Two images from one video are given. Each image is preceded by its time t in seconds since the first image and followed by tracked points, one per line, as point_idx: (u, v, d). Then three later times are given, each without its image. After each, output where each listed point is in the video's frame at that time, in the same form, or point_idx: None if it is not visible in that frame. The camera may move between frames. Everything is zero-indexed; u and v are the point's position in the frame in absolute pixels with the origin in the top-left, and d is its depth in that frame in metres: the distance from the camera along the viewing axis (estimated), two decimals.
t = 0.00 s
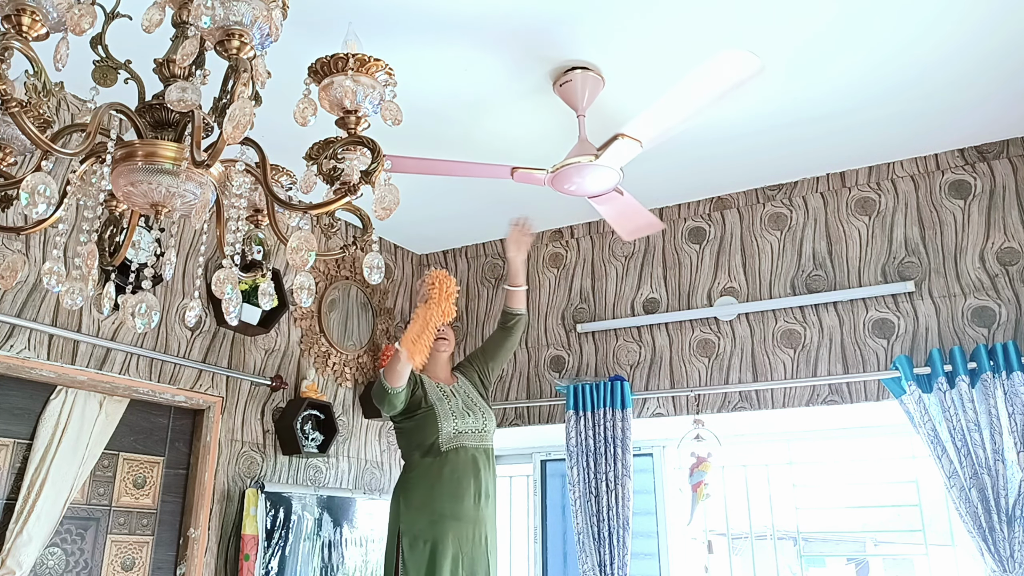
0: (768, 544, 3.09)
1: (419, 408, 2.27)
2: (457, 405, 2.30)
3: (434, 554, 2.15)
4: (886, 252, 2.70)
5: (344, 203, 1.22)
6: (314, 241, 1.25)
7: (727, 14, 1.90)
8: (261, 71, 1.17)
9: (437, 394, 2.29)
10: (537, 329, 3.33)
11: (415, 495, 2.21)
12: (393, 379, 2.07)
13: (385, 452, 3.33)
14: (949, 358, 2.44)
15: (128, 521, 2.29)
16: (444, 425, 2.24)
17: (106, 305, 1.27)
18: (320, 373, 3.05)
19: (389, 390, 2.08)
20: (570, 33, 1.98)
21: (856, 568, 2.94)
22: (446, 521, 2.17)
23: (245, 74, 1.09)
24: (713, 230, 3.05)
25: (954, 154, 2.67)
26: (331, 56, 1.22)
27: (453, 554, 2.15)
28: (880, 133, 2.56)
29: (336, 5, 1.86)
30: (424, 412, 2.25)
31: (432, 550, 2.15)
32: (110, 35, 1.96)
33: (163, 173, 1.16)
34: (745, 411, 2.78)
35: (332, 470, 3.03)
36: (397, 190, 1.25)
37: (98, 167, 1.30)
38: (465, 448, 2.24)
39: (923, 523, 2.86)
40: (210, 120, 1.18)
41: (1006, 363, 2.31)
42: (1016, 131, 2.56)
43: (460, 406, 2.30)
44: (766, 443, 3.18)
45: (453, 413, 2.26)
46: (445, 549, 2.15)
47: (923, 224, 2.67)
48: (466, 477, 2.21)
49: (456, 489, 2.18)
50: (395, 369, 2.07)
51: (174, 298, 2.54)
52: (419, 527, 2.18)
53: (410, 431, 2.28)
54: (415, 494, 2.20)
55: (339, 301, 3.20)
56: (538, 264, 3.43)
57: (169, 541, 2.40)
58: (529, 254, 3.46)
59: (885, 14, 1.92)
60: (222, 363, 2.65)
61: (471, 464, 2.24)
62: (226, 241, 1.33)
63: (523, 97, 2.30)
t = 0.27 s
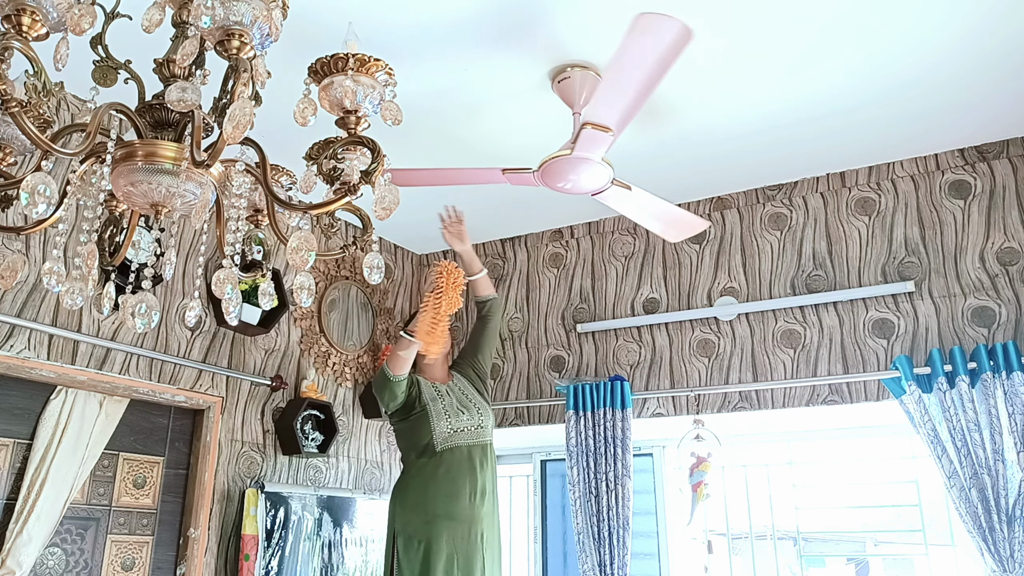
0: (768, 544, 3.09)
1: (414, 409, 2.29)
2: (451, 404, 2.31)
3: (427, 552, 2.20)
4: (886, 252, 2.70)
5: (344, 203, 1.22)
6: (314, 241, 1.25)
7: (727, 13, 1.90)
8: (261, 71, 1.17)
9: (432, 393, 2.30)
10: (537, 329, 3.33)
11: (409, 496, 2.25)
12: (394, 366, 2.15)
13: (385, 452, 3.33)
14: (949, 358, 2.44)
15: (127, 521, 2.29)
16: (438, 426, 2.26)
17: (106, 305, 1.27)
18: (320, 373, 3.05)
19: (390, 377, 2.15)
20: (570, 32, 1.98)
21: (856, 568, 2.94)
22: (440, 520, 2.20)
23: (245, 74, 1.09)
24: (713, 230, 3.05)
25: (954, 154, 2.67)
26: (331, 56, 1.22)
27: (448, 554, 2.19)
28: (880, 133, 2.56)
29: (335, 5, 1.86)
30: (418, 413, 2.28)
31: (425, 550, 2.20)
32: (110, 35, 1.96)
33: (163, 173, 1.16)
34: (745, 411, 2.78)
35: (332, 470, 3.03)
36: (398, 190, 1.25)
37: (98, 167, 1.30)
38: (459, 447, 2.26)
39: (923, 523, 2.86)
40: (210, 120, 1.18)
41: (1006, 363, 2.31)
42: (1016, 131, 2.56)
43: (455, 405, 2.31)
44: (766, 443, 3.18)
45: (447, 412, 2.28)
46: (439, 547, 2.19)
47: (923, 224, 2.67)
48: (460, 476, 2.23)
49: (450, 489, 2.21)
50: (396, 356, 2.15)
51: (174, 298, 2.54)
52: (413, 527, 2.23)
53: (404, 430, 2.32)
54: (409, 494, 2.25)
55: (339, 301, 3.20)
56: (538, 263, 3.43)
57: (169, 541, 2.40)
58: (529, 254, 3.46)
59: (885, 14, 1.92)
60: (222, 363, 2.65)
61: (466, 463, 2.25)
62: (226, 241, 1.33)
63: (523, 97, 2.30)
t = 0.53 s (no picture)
0: (768, 544, 3.09)
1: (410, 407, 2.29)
2: (447, 402, 2.31)
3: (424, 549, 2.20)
4: (886, 252, 2.70)
5: (344, 203, 1.22)
6: (314, 241, 1.25)
7: (727, 13, 1.90)
8: (261, 71, 1.17)
9: (428, 390, 2.31)
10: (537, 328, 3.33)
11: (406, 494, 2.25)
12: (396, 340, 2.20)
13: (385, 452, 3.33)
14: (949, 358, 2.44)
15: (127, 521, 2.29)
16: (434, 424, 2.26)
17: (106, 305, 1.27)
18: (320, 373, 3.05)
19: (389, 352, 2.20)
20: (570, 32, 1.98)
21: (856, 568, 2.94)
22: (435, 518, 2.21)
23: (245, 74, 1.09)
24: (713, 230, 3.05)
25: (954, 154, 2.67)
26: (331, 56, 1.22)
27: (444, 553, 2.19)
28: (880, 133, 2.56)
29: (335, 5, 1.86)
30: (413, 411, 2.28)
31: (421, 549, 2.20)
32: (110, 35, 1.96)
33: (163, 173, 1.16)
34: (745, 411, 2.78)
35: (332, 470, 3.03)
36: (397, 190, 1.25)
37: (98, 167, 1.30)
38: (455, 445, 2.26)
39: (923, 523, 2.86)
40: (210, 120, 1.18)
41: (1006, 363, 2.31)
42: (1016, 131, 2.56)
43: (451, 403, 2.32)
44: (766, 443, 3.18)
45: (443, 409, 2.29)
46: (436, 545, 2.19)
47: (923, 224, 2.67)
48: (457, 474, 2.23)
49: (447, 487, 2.21)
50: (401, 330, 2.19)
51: (174, 298, 2.54)
52: (410, 525, 2.23)
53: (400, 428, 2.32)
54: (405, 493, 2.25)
55: (339, 301, 3.20)
56: (538, 263, 3.43)
57: (169, 541, 2.40)
58: (529, 254, 3.46)
59: (886, 14, 1.92)
60: (222, 363, 2.65)
61: (463, 462, 2.26)
62: (226, 241, 1.33)
63: (523, 97, 2.29)
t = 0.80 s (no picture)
0: (768, 544, 3.09)
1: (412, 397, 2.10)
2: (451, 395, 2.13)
3: (423, 559, 2.00)
4: (886, 252, 2.70)
5: (344, 203, 1.22)
6: (314, 241, 1.25)
7: (727, 13, 1.90)
8: (261, 70, 1.17)
9: (433, 385, 2.11)
10: (537, 329, 3.33)
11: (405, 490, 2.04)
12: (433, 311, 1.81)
13: (385, 452, 3.33)
14: (949, 358, 2.44)
15: (127, 521, 2.29)
16: (439, 417, 2.06)
17: (106, 305, 1.27)
18: (320, 373, 3.05)
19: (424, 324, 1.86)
20: (570, 32, 1.98)
21: (856, 568, 2.94)
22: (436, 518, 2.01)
23: (245, 73, 1.09)
24: (713, 230, 3.05)
25: (954, 155, 2.67)
26: (331, 56, 1.22)
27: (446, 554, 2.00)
28: (880, 133, 2.56)
29: (335, 5, 1.86)
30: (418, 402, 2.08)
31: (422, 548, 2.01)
32: (110, 34, 1.96)
33: (163, 173, 1.16)
34: (745, 411, 2.78)
35: (332, 470, 3.03)
36: (397, 190, 1.25)
37: (98, 167, 1.30)
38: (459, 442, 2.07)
39: (923, 523, 2.86)
40: (210, 120, 1.18)
41: (1006, 363, 2.31)
42: (1016, 131, 2.56)
43: (455, 398, 2.13)
44: (766, 443, 3.18)
45: (449, 402, 2.10)
46: (437, 545, 2.00)
47: (923, 224, 2.67)
48: (460, 473, 2.05)
49: (450, 485, 2.03)
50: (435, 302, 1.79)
51: (174, 298, 2.54)
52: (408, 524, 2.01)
53: (402, 424, 2.10)
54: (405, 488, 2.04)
55: (339, 301, 3.20)
56: (538, 263, 3.43)
57: (169, 541, 2.40)
58: (529, 253, 3.46)
59: (886, 14, 1.92)
60: (222, 363, 2.65)
61: (466, 459, 2.07)
62: (226, 241, 1.33)
63: (523, 97, 2.29)
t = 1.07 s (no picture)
0: (768, 544, 3.09)
1: (434, 386, 1.99)
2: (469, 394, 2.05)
3: (439, 560, 1.89)
4: (886, 252, 2.70)
5: (344, 203, 1.22)
6: (314, 241, 1.25)
7: (727, 14, 1.91)
8: (261, 71, 1.17)
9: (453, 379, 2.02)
10: (537, 329, 3.33)
11: (422, 480, 1.93)
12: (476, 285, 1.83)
13: (385, 452, 3.33)
14: (949, 358, 2.44)
15: (128, 521, 2.29)
16: (461, 414, 1.98)
17: (106, 305, 1.27)
18: (320, 373, 3.05)
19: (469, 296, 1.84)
20: (570, 33, 1.98)
21: (856, 568, 2.94)
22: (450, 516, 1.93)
23: (245, 73, 1.09)
24: (713, 230, 3.05)
25: (954, 155, 2.67)
26: (331, 56, 1.22)
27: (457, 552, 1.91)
28: (880, 133, 2.56)
29: (335, 5, 1.86)
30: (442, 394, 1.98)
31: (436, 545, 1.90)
32: (110, 35, 1.96)
33: (163, 173, 1.16)
34: (745, 411, 2.78)
35: (332, 470, 3.03)
36: (398, 190, 1.25)
37: (98, 167, 1.30)
38: (473, 442, 2.00)
39: (923, 523, 2.86)
40: (211, 120, 1.18)
41: (1006, 363, 2.31)
42: (1016, 131, 2.56)
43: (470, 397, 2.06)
44: (766, 443, 3.18)
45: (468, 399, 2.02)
46: (450, 543, 1.91)
47: (923, 224, 2.67)
48: (473, 473, 1.99)
49: (465, 483, 1.96)
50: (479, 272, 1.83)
51: (174, 298, 2.54)
52: (422, 517, 1.91)
53: (426, 412, 1.97)
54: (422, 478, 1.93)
55: (339, 301, 3.20)
56: (538, 263, 3.43)
57: (169, 541, 2.40)
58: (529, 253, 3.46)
59: (886, 14, 1.92)
60: (222, 363, 2.65)
61: (476, 461, 2.01)
62: (226, 241, 1.33)
63: (522, 97, 2.29)
